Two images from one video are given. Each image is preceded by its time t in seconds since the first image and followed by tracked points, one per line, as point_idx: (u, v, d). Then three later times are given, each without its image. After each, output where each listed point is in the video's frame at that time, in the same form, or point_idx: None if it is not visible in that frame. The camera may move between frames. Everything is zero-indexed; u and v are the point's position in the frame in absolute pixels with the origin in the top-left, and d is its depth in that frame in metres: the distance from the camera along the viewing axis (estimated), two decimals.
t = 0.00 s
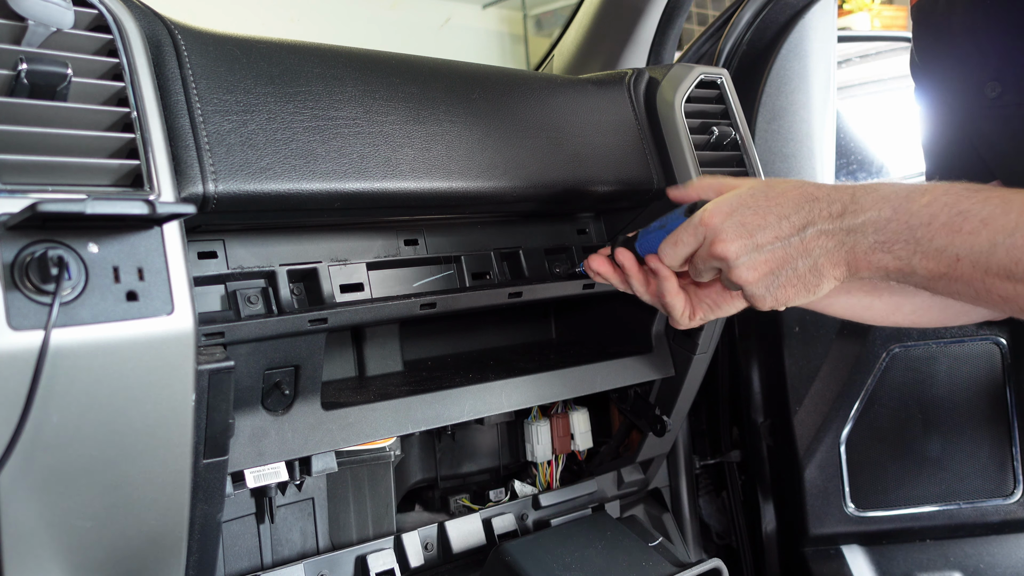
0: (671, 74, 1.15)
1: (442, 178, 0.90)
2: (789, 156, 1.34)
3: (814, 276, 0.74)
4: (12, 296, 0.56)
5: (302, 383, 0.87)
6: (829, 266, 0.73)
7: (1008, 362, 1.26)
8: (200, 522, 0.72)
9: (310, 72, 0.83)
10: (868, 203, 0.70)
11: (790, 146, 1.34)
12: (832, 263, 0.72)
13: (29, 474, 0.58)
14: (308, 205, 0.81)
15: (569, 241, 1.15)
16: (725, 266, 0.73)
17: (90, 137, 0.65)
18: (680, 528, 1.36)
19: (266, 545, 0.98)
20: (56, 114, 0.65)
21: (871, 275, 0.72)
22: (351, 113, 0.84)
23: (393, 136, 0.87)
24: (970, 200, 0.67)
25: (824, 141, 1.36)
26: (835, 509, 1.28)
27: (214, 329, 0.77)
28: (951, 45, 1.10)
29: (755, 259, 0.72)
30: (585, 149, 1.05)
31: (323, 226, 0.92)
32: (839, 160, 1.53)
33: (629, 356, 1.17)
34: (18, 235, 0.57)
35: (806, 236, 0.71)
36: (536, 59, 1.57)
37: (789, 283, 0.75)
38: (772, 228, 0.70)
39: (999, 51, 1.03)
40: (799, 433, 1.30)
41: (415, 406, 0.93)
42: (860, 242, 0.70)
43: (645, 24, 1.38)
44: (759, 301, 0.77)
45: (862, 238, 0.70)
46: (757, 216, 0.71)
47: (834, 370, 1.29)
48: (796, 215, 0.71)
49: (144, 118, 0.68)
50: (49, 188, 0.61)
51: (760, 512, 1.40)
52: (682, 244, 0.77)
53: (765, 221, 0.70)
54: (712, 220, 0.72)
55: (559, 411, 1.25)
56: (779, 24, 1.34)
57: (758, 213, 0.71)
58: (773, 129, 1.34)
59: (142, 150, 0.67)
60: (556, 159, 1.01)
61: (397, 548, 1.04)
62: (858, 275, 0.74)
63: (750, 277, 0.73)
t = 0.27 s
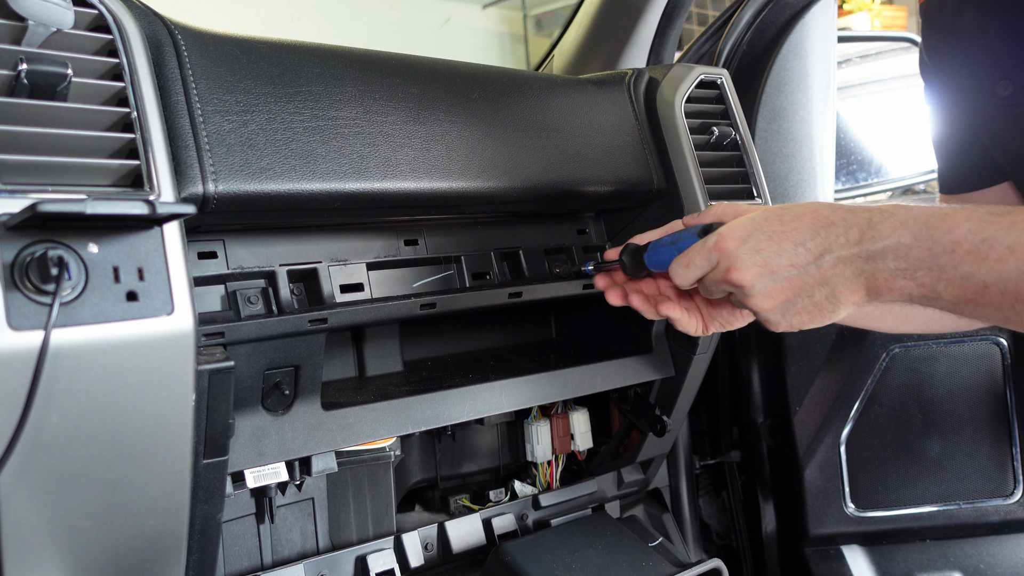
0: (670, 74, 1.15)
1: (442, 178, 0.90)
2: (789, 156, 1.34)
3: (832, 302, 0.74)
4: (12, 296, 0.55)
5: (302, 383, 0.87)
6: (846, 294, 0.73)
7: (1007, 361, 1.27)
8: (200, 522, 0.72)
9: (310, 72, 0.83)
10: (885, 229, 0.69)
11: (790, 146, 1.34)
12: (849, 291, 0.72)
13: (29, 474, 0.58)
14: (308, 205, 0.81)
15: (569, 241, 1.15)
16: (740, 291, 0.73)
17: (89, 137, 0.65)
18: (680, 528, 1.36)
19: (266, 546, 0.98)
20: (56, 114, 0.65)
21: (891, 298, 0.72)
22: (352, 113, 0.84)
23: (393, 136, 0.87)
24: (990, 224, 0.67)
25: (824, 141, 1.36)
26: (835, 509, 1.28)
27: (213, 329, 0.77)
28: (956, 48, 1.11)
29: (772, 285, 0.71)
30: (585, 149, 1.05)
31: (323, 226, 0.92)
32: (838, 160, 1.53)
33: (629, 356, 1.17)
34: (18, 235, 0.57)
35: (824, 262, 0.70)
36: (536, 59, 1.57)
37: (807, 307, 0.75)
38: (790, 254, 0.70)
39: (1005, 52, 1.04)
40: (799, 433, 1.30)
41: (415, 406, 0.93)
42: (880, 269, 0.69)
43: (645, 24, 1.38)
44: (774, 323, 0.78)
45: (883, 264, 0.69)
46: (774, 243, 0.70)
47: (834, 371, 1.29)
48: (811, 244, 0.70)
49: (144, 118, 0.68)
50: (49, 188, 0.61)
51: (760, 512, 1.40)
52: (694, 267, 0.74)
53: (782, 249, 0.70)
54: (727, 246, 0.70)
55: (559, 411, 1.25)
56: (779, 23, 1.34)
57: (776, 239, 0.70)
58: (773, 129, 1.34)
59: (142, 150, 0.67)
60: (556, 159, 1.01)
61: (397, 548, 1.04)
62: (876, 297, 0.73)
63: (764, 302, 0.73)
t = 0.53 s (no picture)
0: (671, 74, 1.15)
1: (442, 178, 0.90)
2: (789, 156, 1.34)
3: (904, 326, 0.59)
4: (12, 296, 0.55)
5: (302, 383, 0.87)
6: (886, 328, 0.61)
7: (1008, 362, 1.27)
8: (200, 522, 0.72)
9: (310, 72, 0.83)
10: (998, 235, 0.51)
11: (790, 146, 1.34)
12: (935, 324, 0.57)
13: (29, 474, 0.58)
14: (308, 205, 0.81)
15: (569, 241, 1.15)
16: (830, 290, 0.51)
17: (90, 137, 0.65)
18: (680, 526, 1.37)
19: (266, 546, 0.98)
20: (56, 114, 0.65)
21: (1003, 316, 0.53)
22: (351, 113, 0.84)
23: (393, 136, 0.87)
24: None
25: (823, 141, 1.36)
26: (835, 509, 1.28)
27: (213, 329, 0.77)
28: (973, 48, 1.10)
29: (876, 287, 0.50)
30: (585, 149, 1.05)
31: (323, 226, 0.92)
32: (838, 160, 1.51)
33: (629, 356, 1.17)
34: (18, 235, 0.56)
35: (936, 273, 0.51)
36: (536, 59, 1.57)
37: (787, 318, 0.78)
38: (899, 257, 0.50)
39: (1015, 52, 1.03)
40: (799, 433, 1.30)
41: (415, 406, 0.93)
42: (998, 284, 0.51)
43: (645, 24, 1.38)
44: (864, 330, 0.56)
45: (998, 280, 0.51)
46: (880, 241, 0.49)
47: (834, 371, 1.29)
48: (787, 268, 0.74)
49: (144, 118, 0.68)
50: (49, 188, 0.61)
51: (760, 512, 1.40)
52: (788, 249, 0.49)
53: (892, 248, 0.49)
54: (830, 234, 0.48)
55: (559, 411, 1.25)
56: (779, 24, 1.34)
57: (880, 236, 0.50)
58: (773, 129, 1.33)
59: (143, 150, 0.67)
60: (556, 159, 1.01)
61: (397, 547, 1.05)
62: (981, 318, 0.54)
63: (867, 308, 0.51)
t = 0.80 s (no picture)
0: (671, 74, 1.15)
1: (442, 178, 0.90)
2: (789, 156, 1.34)
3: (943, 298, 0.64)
4: (13, 296, 0.55)
5: (302, 383, 0.87)
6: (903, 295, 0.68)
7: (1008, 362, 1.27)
8: (200, 522, 0.72)
9: (310, 72, 0.83)
10: None
11: (790, 145, 1.34)
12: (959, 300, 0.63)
13: (30, 474, 0.58)
14: (308, 205, 0.81)
15: (569, 241, 1.15)
16: None
17: (90, 137, 0.65)
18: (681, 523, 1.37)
19: (266, 546, 0.98)
20: (56, 113, 0.65)
21: None
22: (351, 113, 0.84)
23: (393, 136, 0.87)
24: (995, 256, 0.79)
25: (824, 141, 1.36)
26: (835, 510, 1.28)
27: (213, 329, 0.77)
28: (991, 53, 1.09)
29: None
30: (586, 149, 1.05)
31: (323, 226, 0.92)
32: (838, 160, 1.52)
33: (629, 356, 1.17)
34: (18, 235, 0.56)
35: None
36: (535, 59, 1.57)
37: (760, 312, 0.86)
38: None
39: None
40: (799, 433, 1.30)
41: (415, 406, 0.93)
42: None
43: (645, 23, 1.37)
44: None
45: None
46: None
47: (834, 371, 1.29)
48: (745, 252, 0.86)
49: (144, 118, 0.68)
50: (49, 188, 0.61)
51: (760, 512, 1.40)
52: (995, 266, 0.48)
53: None
54: None
55: (559, 411, 1.25)
56: (780, 24, 1.34)
57: None
58: (773, 128, 1.33)
59: (142, 150, 0.67)
60: (557, 158, 1.01)
61: (397, 547, 1.05)
62: None
63: None
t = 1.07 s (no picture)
0: (671, 74, 1.15)
1: (442, 178, 0.90)
2: (789, 156, 1.34)
3: (834, 253, 0.94)
4: (12, 296, 0.55)
5: (302, 383, 0.87)
6: (832, 249, 0.94)
7: (1008, 362, 1.27)
8: (200, 523, 0.72)
9: (310, 72, 0.83)
10: None
11: (790, 146, 1.34)
12: (848, 243, 0.93)
13: (30, 474, 0.58)
14: (308, 205, 0.81)
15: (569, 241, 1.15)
16: None
17: (89, 137, 0.65)
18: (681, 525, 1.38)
19: (266, 546, 0.98)
20: (56, 114, 0.65)
21: None
22: (351, 113, 0.84)
23: (393, 136, 0.87)
24: (990, 189, 0.83)
25: (824, 141, 1.36)
26: (835, 510, 1.28)
27: (213, 329, 0.77)
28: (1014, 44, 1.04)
29: None
30: (586, 149, 1.05)
31: (323, 226, 0.92)
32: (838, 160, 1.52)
33: (629, 356, 1.17)
34: (17, 235, 0.56)
35: None
36: (535, 59, 1.57)
37: (738, 295, 1.03)
38: None
39: None
40: (799, 433, 1.30)
41: (415, 406, 0.93)
42: None
43: (645, 23, 1.37)
44: None
45: None
46: None
47: (833, 371, 1.29)
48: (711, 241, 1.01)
49: (144, 118, 0.68)
50: (49, 188, 0.61)
51: (761, 512, 1.40)
52: None
53: None
54: None
55: (559, 411, 1.25)
56: (780, 24, 1.34)
57: None
58: (773, 129, 1.33)
59: (142, 150, 0.67)
60: (557, 158, 1.01)
61: (397, 548, 1.04)
62: None
63: None
